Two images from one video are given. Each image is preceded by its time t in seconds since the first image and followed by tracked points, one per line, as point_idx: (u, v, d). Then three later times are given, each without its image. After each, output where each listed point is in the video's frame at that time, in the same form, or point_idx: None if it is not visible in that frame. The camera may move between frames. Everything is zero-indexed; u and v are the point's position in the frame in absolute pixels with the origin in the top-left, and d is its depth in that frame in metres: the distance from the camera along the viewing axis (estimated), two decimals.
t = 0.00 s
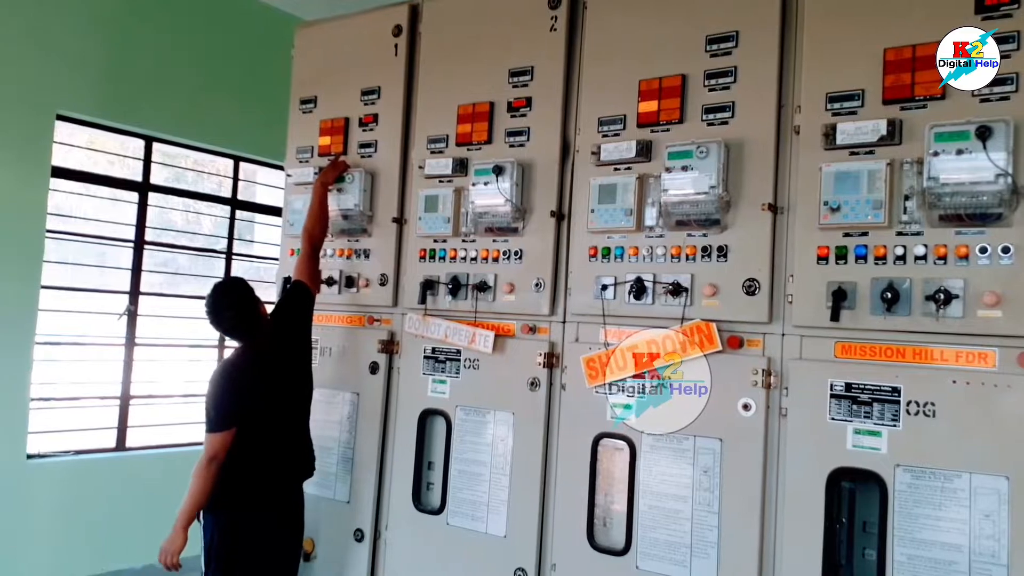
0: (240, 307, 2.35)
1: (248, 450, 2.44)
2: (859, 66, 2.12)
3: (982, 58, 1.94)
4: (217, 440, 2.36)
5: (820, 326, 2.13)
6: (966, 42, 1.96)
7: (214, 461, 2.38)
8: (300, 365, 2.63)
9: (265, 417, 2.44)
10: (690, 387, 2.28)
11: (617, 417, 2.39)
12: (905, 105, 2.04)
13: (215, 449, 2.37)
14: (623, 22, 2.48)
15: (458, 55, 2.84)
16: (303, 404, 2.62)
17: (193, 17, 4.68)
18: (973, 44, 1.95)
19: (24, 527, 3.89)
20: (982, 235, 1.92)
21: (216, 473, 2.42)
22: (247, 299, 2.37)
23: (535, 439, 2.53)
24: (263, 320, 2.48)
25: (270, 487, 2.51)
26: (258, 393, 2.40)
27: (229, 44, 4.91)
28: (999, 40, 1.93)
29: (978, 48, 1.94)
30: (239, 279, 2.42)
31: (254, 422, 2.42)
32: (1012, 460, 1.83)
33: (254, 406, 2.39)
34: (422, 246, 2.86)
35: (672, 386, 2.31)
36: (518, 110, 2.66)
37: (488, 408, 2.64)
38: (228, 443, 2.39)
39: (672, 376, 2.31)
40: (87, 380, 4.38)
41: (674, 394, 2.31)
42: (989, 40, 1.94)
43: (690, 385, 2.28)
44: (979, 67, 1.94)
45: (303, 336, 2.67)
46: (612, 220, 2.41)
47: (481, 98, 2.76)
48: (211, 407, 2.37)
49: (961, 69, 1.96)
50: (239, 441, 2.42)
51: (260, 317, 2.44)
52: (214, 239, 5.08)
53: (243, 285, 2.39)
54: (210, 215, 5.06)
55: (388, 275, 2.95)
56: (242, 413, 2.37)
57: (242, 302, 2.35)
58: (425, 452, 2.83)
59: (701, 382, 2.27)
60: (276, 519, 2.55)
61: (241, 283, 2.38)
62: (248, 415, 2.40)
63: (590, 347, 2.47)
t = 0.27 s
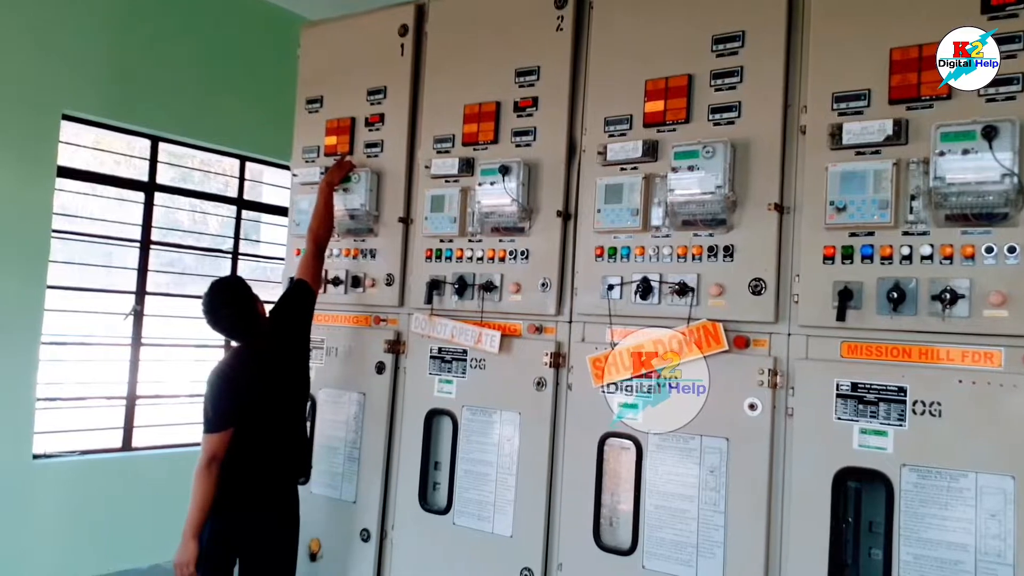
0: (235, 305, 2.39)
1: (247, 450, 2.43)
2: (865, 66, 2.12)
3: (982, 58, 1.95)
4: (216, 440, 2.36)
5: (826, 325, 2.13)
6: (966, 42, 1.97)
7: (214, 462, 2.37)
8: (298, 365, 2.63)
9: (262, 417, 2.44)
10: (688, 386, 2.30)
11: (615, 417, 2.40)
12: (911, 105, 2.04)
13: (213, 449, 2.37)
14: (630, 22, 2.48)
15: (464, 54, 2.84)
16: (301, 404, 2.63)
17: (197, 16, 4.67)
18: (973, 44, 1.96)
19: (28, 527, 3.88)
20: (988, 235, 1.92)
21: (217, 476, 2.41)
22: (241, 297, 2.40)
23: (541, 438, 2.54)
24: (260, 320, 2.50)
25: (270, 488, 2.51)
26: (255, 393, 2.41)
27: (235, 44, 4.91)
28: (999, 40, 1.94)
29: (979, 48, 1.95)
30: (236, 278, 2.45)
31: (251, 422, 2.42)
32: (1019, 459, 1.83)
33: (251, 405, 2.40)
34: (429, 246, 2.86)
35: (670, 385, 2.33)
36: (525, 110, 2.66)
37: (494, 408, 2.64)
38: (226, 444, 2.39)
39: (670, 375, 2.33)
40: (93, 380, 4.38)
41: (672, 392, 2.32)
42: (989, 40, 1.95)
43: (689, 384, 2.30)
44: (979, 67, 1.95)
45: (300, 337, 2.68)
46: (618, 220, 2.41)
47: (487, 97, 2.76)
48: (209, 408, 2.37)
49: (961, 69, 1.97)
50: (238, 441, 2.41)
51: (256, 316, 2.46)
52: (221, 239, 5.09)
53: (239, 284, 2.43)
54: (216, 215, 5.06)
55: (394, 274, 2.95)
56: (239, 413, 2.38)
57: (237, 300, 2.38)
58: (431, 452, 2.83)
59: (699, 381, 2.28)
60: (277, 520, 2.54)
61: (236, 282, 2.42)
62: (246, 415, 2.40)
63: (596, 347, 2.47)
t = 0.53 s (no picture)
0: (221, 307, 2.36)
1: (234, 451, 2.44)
2: (870, 66, 2.12)
3: (982, 58, 1.95)
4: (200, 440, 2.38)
5: (832, 325, 2.13)
6: (966, 43, 1.97)
7: (199, 462, 2.39)
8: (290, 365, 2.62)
9: (249, 418, 2.44)
10: (686, 384, 2.31)
11: (613, 416, 2.41)
12: (916, 104, 2.04)
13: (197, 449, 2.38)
14: (635, 22, 2.49)
15: (469, 54, 2.84)
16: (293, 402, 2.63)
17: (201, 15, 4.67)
18: (973, 44, 1.97)
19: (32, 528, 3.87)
20: (993, 234, 1.92)
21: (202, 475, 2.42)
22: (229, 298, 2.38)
23: (547, 438, 2.54)
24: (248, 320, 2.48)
25: (260, 487, 2.52)
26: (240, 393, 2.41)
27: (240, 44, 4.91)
28: (999, 40, 1.95)
29: (979, 49, 1.96)
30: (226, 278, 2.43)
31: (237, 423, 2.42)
32: None
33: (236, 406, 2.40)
34: (434, 246, 2.86)
35: (668, 383, 2.33)
36: (530, 110, 2.67)
37: (499, 408, 2.65)
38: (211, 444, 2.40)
39: (669, 374, 2.34)
40: (97, 380, 4.38)
41: (671, 391, 2.33)
42: (989, 40, 1.95)
43: (687, 382, 2.31)
44: (979, 67, 1.95)
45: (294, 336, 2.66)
46: (623, 220, 2.42)
47: (492, 97, 2.76)
48: (196, 407, 2.38)
49: (961, 69, 1.98)
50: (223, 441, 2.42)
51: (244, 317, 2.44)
52: (226, 239, 5.09)
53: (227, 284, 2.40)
54: (222, 215, 5.06)
55: (399, 274, 2.96)
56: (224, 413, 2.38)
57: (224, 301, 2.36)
58: (436, 452, 2.84)
59: (698, 380, 2.29)
60: (267, 519, 2.55)
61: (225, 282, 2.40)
62: (234, 415, 2.41)
63: (601, 347, 2.47)
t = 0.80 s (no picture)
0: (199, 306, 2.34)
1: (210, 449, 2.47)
2: (874, 66, 2.12)
3: (982, 58, 1.96)
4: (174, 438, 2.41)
5: (836, 325, 2.13)
6: (966, 42, 1.97)
7: (172, 459, 2.42)
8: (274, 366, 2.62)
9: (227, 417, 2.46)
10: (684, 383, 2.32)
11: (612, 415, 2.43)
12: (920, 104, 2.04)
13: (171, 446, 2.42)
14: (639, 22, 2.49)
15: (473, 54, 2.84)
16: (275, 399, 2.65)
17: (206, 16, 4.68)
18: (973, 44, 1.97)
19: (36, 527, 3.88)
20: (998, 234, 1.92)
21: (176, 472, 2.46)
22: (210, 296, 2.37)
23: (551, 438, 2.54)
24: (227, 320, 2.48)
25: (245, 485, 2.54)
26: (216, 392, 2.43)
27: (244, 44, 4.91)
28: (999, 40, 1.95)
29: (978, 48, 1.96)
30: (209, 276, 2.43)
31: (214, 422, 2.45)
32: None
33: (212, 405, 2.43)
34: (438, 246, 2.86)
35: (666, 382, 2.35)
36: (534, 110, 2.67)
37: (504, 407, 2.65)
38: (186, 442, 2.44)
39: (666, 373, 2.35)
40: (102, 380, 4.39)
41: (669, 390, 2.34)
42: (989, 40, 1.96)
43: (685, 381, 2.32)
44: (979, 67, 1.96)
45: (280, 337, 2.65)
46: (627, 220, 2.42)
47: (496, 98, 2.77)
48: (172, 405, 2.41)
49: (961, 69, 1.98)
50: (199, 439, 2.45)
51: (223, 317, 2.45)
52: (230, 239, 5.10)
53: (210, 283, 2.39)
54: (226, 215, 5.07)
55: (403, 274, 2.96)
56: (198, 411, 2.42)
57: (205, 299, 2.35)
58: (440, 452, 2.84)
59: (696, 379, 2.30)
60: (253, 516, 2.57)
61: (208, 281, 2.39)
62: (212, 411, 2.44)
63: (605, 347, 2.47)
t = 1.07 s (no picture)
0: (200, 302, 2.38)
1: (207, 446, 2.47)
2: (878, 66, 2.12)
3: (982, 58, 1.96)
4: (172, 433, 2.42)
5: (840, 325, 2.13)
6: (966, 42, 1.98)
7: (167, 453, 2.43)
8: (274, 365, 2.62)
9: (226, 415, 2.46)
10: (682, 382, 2.33)
11: (610, 414, 2.44)
12: (924, 104, 2.04)
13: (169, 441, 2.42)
14: (642, 23, 2.49)
15: (476, 55, 2.84)
16: (275, 396, 2.67)
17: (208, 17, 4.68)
18: (973, 44, 1.97)
19: (40, 527, 3.88)
20: (1001, 234, 1.92)
21: (172, 465, 2.47)
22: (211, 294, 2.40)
23: (554, 437, 2.54)
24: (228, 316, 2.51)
25: (245, 482, 2.54)
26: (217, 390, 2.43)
27: (246, 44, 4.92)
28: (999, 40, 1.95)
29: (978, 48, 1.96)
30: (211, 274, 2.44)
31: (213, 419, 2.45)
32: None
33: (212, 403, 2.43)
34: (441, 246, 2.87)
35: (665, 381, 2.35)
36: (537, 109, 2.67)
37: (507, 407, 2.65)
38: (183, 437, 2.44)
39: (665, 373, 2.36)
40: (105, 380, 4.39)
41: (667, 389, 2.35)
42: (989, 40, 1.96)
43: (683, 381, 2.33)
44: (979, 67, 1.96)
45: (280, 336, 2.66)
46: (630, 220, 2.42)
47: (499, 98, 2.77)
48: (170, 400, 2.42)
49: (961, 69, 1.98)
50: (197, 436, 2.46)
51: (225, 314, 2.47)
52: (233, 239, 5.12)
53: (212, 280, 2.42)
54: (229, 215, 5.08)
55: (407, 274, 2.97)
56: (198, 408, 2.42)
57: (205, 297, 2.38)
58: (444, 451, 2.84)
59: (694, 378, 2.31)
60: (250, 515, 2.57)
61: (210, 278, 2.42)
62: (212, 409, 2.44)
63: (608, 347, 2.47)
